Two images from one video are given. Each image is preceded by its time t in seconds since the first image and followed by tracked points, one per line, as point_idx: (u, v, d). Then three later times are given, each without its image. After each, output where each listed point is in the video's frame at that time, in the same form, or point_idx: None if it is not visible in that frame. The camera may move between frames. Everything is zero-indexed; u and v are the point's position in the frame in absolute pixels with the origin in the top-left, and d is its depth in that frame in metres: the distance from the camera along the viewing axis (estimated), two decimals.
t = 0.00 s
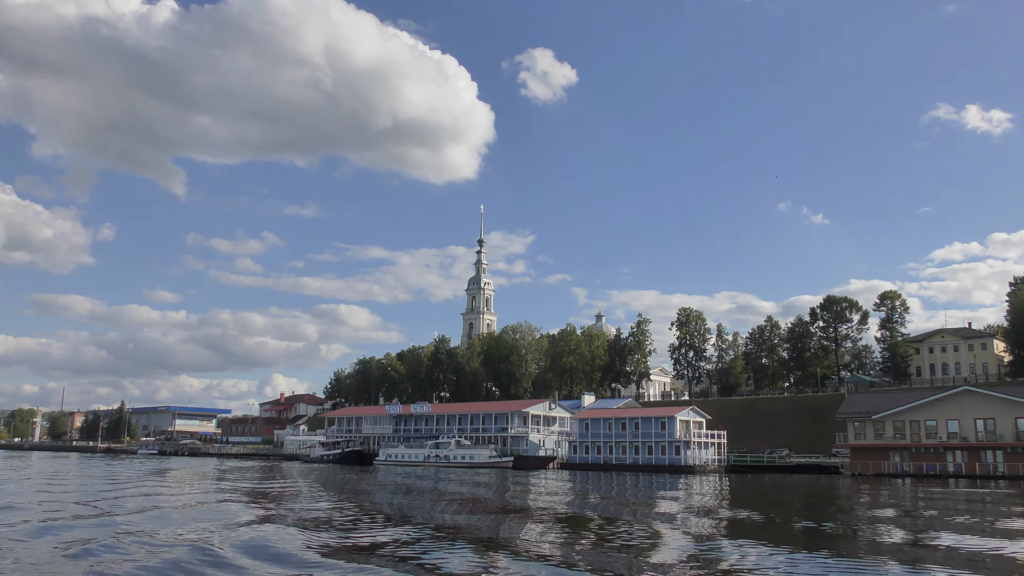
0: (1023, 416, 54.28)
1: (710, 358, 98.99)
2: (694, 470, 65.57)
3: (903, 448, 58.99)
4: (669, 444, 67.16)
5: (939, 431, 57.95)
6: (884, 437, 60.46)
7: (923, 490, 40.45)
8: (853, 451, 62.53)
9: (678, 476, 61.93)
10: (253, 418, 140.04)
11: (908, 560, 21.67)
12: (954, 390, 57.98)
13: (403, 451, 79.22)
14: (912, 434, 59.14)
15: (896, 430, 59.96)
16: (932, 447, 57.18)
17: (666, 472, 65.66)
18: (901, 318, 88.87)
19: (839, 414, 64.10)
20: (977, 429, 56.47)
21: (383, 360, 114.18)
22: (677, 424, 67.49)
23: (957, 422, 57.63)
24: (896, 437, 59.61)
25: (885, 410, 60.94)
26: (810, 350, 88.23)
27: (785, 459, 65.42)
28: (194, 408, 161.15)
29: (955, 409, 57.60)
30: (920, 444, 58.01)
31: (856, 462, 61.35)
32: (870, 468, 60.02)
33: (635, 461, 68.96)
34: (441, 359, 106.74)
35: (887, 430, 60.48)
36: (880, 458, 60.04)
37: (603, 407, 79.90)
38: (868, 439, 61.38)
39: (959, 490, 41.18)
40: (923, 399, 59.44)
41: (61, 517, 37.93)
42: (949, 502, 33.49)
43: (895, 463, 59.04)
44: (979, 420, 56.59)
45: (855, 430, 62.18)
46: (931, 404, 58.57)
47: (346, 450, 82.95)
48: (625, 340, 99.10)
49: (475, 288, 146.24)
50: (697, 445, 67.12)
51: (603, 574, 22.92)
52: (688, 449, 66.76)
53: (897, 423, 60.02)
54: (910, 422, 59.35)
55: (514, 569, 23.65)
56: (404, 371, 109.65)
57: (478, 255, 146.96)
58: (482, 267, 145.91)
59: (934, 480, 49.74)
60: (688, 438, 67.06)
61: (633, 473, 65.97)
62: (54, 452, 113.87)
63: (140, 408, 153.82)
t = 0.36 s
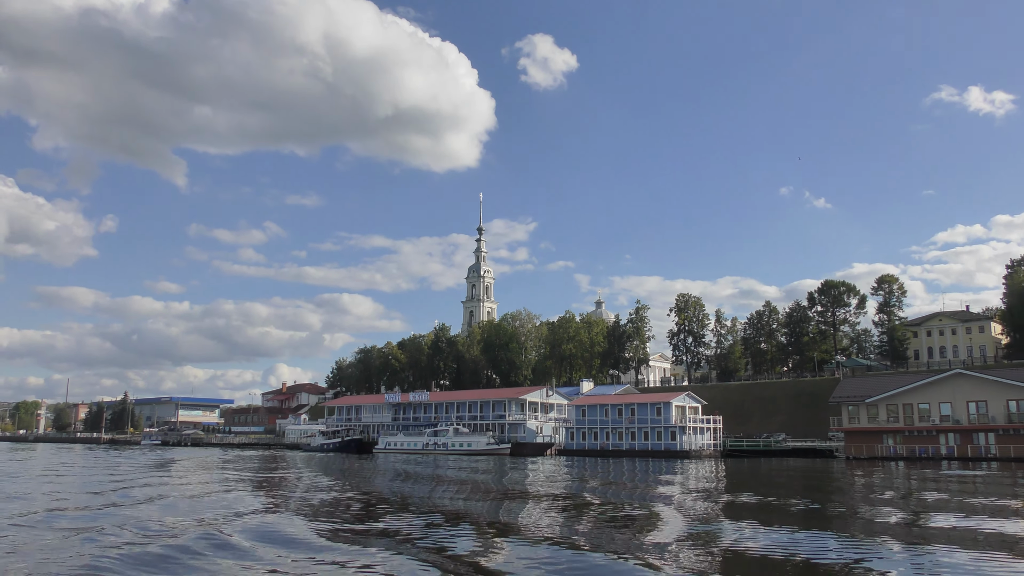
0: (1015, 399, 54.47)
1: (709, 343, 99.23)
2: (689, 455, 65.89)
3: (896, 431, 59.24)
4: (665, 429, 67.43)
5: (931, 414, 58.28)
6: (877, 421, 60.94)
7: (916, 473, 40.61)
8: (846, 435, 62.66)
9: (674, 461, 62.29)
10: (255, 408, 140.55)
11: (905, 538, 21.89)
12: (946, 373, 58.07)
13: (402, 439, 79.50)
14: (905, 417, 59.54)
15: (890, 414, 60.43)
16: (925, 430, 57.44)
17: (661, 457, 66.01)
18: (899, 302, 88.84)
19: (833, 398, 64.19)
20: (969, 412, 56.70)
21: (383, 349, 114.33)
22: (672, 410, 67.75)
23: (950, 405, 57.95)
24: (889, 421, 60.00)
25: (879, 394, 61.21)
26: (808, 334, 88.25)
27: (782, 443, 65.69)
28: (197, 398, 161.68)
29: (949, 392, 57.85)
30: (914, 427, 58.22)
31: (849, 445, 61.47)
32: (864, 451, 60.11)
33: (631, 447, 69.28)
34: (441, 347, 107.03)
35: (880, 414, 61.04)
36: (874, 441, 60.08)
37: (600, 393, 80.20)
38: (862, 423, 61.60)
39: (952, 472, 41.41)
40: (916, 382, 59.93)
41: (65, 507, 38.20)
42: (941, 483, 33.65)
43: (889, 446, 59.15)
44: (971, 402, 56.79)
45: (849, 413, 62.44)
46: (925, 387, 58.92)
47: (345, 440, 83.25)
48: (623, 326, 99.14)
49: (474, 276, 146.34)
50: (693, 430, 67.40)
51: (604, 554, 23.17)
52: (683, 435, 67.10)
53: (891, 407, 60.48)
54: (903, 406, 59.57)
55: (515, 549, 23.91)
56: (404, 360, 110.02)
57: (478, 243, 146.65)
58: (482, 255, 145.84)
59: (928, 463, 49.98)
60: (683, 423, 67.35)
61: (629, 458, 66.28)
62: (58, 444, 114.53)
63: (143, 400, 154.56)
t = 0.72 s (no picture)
0: (1007, 387, 54.55)
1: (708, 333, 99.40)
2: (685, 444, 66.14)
3: (889, 420, 59.38)
4: (661, 419, 67.64)
5: (925, 403, 58.32)
6: (871, 409, 60.82)
7: (910, 461, 40.78)
8: (841, 423, 62.85)
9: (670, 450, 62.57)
10: (257, 400, 141.19)
11: (902, 523, 22.05)
12: (939, 361, 58.03)
13: (400, 430, 79.82)
14: (899, 406, 59.52)
15: (884, 402, 60.34)
16: (918, 418, 57.58)
17: (657, 446, 66.29)
18: (897, 291, 88.71)
19: (827, 386, 64.31)
20: (961, 400, 56.74)
21: (385, 340, 114.38)
22: (668, 400, 67.95)
23: (943, 393, 57.87)
24: (883, 409, 59.93)
25: (873, 383, 61.18)
26: (807, 323, 88.39)
27: (778, 433, 65.96)
28: (200, 390, 162.33)
29: (941, 380, 57.79)
30: (907, 416, 58.34)
31: (844, 434, 61.72)
32: (857, 440, 60.38)
33: (627, 437, 69.58)
34: (442, 338, 107.17)
35: (875, 402, 60.88)
36: (868, 430, 60.28)
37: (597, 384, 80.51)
38: (856, 411, 61.63)
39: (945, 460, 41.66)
40: (910, 370, 59.78)
41: (70, 499, 38.49)
42: (934, 471, 33.78)
43: (883, 435, 59.40)
44: (964, 391, 56.79)
45: (843, 402, 62.45)
46: (918, 376, 58.93)
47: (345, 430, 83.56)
48: (621, 317, 98.69)
49: (475, 267, 146.40)
50: (689, 419, 67.60)
51: (605, 538, 23.37)
52: (679, 424, 67.33)
53: (885, 395, 60.38)
54: (897, 394, 59.63)
55: (516, 534, 24.13)
56: (406, 351, 110.10)
57: (478, 235, 146.67)
58: (483, 246, 145.81)
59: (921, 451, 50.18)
60: (679, 413, 67.53)
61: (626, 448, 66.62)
62: (62, 437, 115.12)
63: (146, 392, 155.24)
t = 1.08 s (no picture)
0: (1001, 382, 54.57)
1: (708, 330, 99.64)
2: (682, 442, 66.18)
3: (884, 416, 59.33)
4: (658, 416, 67.73)
5: (919, 399, 58.27)
6: (867, 405, 60.89)
7: (905, 457, 40.85)
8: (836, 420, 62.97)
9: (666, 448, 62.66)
10: (260, 399, 141.64)
11: (901, 516, 22.09)
12: (934, 358, 57.95)
13: (399, 428, 80.01)
14: (894, 402, 59.55)
15: (879, 398, 60.38)
16: (913, 415, 57.55)
17: (654, 444, 66.37)
18: (897, 288, 88.64)
19: (823, 383, 64.36)
20: (956, 396, 56.66)
21: (387, 339, 114.59)
22: (664, 397, 68.01)
23: (937, 389, 57.76)
24: (879, 406, 59.96)
25: (869, 379, 61.20)
26: (806, 320, 88.39)
27: (775, 429, 66.02)
28: (204, 390, 162.88)
29: (936, 376, 57.71)
30: (902, 412, 58.36)
31: (840, 431, 61.81)
32: (853, 437, 60.43)
33: (625, 434, 69.69)
34: (443, 337, 107.08)
35: (870, 398, 60.97)
36: (863, 426, 60.36)
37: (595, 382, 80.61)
38: (851, 408, 61.70)
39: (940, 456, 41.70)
40: (905, 367, 59.77)
41: (74, 498, 38.64)
42: (929, 468, 33.60)
43: (878, 431, 59.47)
44: (959, 387, 56.72)
45: (839, 399, 62.57)
46: (912, 372, 58.88)
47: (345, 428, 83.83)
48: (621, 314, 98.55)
49: (477, 265, 146.40)
50: (685, 417, 67.68)
51: (605, 529, 23.54)
52: (676, 422, 67.41)
53: (880, 392, 60.42)
54: (891, 391, 59.70)
55: (517, 527, 24.26)
56: (408, 350, 110.08)
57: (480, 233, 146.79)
58: (485, 245, 145.85)
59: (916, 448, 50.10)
60: (676, 410, 67.58)
61: (623, 446, 66.73)
62: (66, 436, 115.63)
63: (150, 392, 155.79)
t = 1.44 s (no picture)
0: (996, 387, 54.45)
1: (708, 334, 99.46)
2: (679, 445, 66.10)
3: (880, 420, 59.34)
4: (655, 421, 67.67)
5: (915, 403, 58.15)
6: (862, 409, 60.77)
7: (903, 461, 40.73)
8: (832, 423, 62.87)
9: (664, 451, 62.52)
10: (263, 401, 141.92)
11: (901, 517, 22.08)
12: (929, 362, 57.85)
13: (399, 431, 80.06)
14: (890, 407, 59.47)
15: (875, 403, 60.27)
16: (908, 418, 57.54)
17: (652, 448, 66.26)
18: (897, 291, 88.43)
19: (820, 387, 64.24)
20: (951, 400, 56.56)
21: (389, 343, 114.72)
22: (662, 401, 67.95)
23: (933, 393, 57.69)
24: (874, 410, 59.87)
25: (865, 383, 61.15)
26: (806, 325, 88.43)
27: (773, 433, 65.88)
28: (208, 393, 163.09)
29: (931, 380, 57.61)
30: (898, 416, 58.31)
31: (835, 434, 61.65)
32: (849, 440, 60.26)
33: (622, 438, 69.60)
34: (445, 340, 107.28)
35: (865, 402, 60.86)
36: (858, 430, 60.27)
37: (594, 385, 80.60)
38: (847, 411, 61.57)
39: (939, 460, 41.49)
40: (900, 371, 59.66)
41: (76, 501, 38.63)
42: (923, 472, 33.51)
43: (874, 435, 59.38)
44: (954, 391, 56.61)
45: (835, 402, 62.48)
46: (907, 376, 58.84)
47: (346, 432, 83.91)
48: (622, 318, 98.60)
49: (479, 269, 146.63)
50: (683, 420, 67.60)
51: (609, 528, 23.65)
52: (673, 425, 67.31)
53: (876, 396, 60.33)
54: (887, 395, 59.64)
55: (518, 527, 24.32)
56: (410, 353, 110.29)
57: (483, 237, 147.03)
58: (487, 248, 146.04)
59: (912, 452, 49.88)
60: (673, 414, 67.48)
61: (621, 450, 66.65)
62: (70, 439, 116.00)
63: (153, 395, 156.21)
